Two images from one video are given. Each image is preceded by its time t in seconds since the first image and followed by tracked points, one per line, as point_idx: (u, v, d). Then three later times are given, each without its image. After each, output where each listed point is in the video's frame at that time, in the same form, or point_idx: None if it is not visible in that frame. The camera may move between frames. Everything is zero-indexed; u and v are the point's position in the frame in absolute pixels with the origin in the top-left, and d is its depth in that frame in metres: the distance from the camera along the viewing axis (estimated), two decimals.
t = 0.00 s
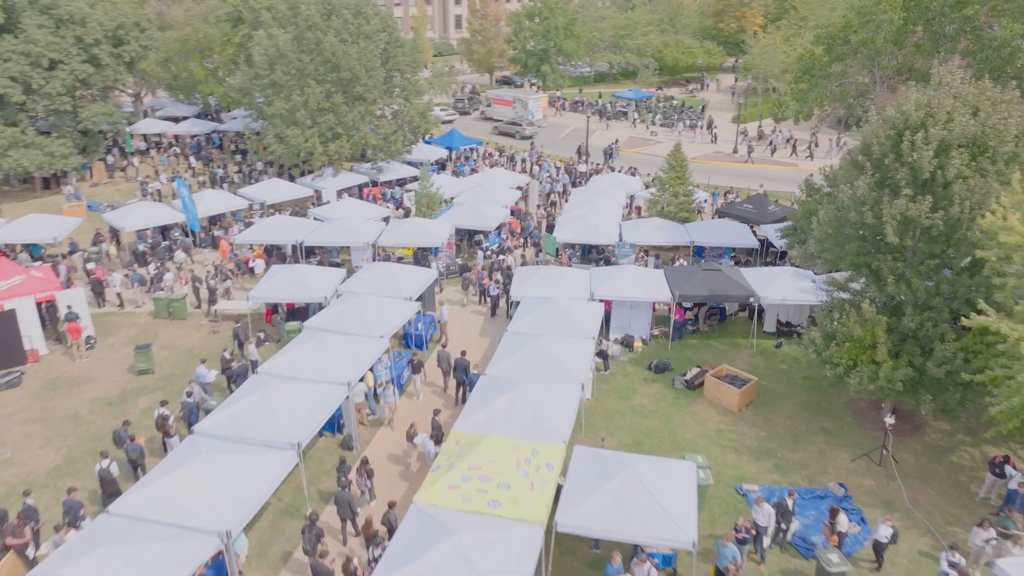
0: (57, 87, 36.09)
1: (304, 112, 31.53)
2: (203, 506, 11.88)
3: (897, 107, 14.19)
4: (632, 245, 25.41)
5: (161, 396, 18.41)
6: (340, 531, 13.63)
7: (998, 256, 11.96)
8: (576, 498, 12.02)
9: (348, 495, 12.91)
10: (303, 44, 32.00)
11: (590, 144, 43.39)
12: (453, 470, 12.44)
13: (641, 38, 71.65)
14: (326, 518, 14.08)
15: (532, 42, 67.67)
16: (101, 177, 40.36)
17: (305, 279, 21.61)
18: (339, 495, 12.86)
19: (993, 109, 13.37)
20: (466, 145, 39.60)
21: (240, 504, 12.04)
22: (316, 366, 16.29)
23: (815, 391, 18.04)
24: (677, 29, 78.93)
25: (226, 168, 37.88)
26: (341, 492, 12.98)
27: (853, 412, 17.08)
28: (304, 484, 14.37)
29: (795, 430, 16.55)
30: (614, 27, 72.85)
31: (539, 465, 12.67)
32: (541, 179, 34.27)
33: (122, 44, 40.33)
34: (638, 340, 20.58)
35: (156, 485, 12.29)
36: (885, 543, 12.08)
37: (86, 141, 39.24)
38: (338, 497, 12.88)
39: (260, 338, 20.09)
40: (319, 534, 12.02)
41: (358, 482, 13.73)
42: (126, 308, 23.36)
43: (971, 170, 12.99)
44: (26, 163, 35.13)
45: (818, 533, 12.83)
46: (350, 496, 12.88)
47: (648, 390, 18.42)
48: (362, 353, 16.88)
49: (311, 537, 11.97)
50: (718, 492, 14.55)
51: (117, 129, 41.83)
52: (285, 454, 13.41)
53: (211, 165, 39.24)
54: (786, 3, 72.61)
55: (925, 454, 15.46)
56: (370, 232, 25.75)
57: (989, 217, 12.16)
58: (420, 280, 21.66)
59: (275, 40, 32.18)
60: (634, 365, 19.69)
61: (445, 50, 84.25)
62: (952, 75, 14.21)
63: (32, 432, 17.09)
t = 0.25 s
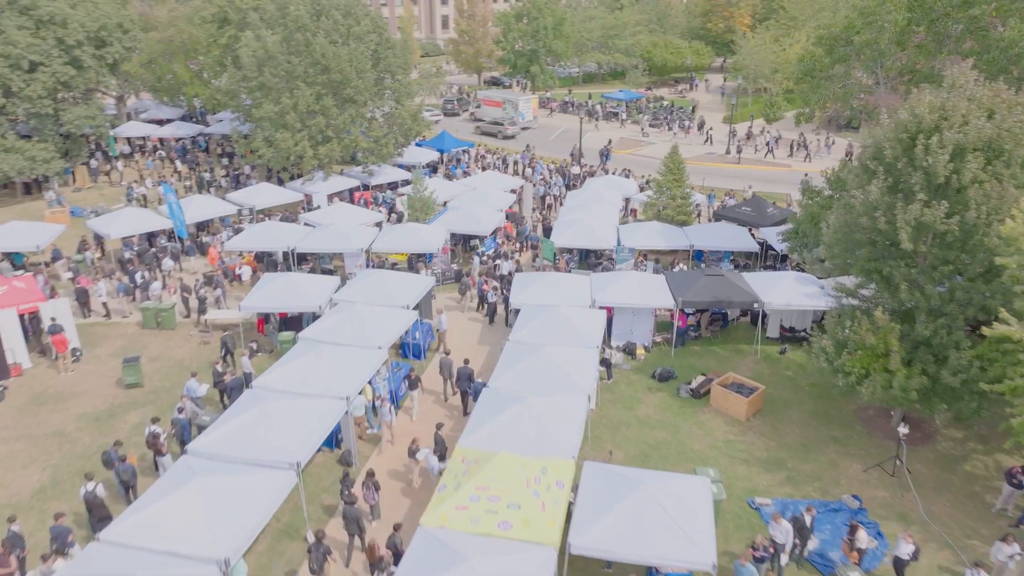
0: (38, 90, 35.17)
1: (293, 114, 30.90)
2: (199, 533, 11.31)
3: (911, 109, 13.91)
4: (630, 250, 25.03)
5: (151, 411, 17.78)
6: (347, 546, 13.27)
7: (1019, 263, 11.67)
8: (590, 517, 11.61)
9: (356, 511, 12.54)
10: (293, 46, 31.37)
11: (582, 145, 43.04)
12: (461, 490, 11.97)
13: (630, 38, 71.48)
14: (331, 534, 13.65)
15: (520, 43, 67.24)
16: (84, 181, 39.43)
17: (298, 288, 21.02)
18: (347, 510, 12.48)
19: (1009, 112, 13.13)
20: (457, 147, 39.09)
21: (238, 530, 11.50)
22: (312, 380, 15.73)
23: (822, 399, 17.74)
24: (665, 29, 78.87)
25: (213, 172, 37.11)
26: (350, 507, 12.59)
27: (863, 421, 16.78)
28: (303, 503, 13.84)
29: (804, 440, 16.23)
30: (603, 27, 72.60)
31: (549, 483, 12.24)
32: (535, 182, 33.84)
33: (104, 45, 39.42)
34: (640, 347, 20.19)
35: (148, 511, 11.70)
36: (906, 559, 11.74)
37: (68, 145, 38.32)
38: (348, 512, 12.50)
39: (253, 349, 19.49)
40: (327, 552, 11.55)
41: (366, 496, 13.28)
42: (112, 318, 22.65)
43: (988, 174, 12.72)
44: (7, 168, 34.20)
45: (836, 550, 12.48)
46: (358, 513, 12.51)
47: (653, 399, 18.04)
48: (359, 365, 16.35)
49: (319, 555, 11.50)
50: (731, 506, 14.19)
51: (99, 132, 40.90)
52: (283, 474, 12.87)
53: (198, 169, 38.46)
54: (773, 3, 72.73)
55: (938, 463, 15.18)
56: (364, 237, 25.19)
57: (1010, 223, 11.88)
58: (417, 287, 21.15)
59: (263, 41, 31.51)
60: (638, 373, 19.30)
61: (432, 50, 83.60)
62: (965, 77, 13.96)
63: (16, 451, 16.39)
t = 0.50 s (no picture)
0: (22, 92, 34.33)
1: (285, 118, 30.29)
2: (197, 562, 10.74)
3: (928, 112, 13.62)
4: (632, 254, 24.61)
5: (143, 427, 17.17)
6: (356, 564, 12.89)
7: None
8: (606, 539, 11.17)
9: (366, 525, 12.19)
10: (284, 47, 30.77)
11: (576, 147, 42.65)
12: (471, 511, 11.47)
13: (621, 39, 71.22)
14: (338, 552, 13.20)
15: (512, 44, 66.78)
16: (70, 185, 38.59)
17: (294, 297, 20.44)
18: (357, 524, 12.13)
19: None
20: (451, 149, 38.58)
21: (237, 559, 10.94)
22: (311, 395, 15.16)
23: (833, 408, 17.40)
24: (656, 29, 78.69)
25: (202, 176, 36.38)
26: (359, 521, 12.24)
27: (876, 431, 16.44)
28: (304, 524, 13.31)
29: (817, 451, 15.87)
30: (594, 28, 72.29)
31: (562, 503, 11.78)
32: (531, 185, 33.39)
33: (89, 47, 38.60)
34: (645, 355, 19.79)
35: (143, 538, 11.08)
36: None
37: (52, 149, 37.46)
38: (356, 527, 12.15)
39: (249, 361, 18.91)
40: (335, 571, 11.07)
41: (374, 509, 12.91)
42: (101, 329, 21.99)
43: (1009, 179, 12.41)
44: None
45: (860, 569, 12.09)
46: (368, 526, 12.14)
47: (661, 409, 17.63)
48: (360, 378, 15.81)
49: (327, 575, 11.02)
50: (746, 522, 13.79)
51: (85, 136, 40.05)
52: (284, 496, 12.32)
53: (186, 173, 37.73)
54: (764, 4, 72.67)
55: (955, 474, 14.87)
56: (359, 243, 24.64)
57: None
58: (416, 295, 20.64)
59: (253, 43, 30.89)
60: (644, 382, 18.89)
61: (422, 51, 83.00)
62: (982, 80, 13.71)
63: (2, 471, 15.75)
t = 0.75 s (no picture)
0: (5, 95, 33.53)
1: (277, 121, 29.67)
2: None
3: (947, 115, 13.30)
4: (634, 259, 24.18)
5: (135, 443, 16.58)
6: None
7: None
8: (624, 562, 10.72)
9: (375, 541, 11.82)
10: (276, 49, 30.15)
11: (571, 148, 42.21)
12: (483, 536, 10.96)
13: (613, 39, 70.90)
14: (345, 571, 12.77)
15: (503, 44, 66.32)
16: (55, 190, 37.78)
17: (289, 306, 19.86)
18: (366, 541, 11.77)
19: None
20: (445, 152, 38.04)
21: None
22: (311, 411, 14.60)
23: (845, 417, 17.05)
24: (647, 29, 78.42)
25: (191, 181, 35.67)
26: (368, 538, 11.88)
27: (889, 441, 16.09)
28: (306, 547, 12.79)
29: (831, 463, 15.51)
30: (585, 28, 71.94)
31: (578, 524, 11.32)
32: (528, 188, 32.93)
33: (74, 49, 37.79)
34: (650, 364, 19.38)
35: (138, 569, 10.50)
36: None
37: (37, 153, 36.66)
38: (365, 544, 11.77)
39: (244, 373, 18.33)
40: None
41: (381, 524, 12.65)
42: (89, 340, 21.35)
43: None
44: None
45: None
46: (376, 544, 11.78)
47: (669, 420, 17.21)
48: (361, 392, 15.28)
49: None
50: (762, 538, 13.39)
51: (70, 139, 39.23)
52: (287, 520, 11.77)
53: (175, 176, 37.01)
54: (755, 3, 72.55)
55: (972, 486, 14.54)
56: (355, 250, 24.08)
57: None
58: (416, 304, 20.12)
59: (244, 44, 30.25)
60: (650, 392, 18.47)
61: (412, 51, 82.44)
62: (1001, 82, 13.43)
63: None
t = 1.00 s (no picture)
0: None
1: (267, 124, 29.04)
2: None
3: (963, 119, 13.08)
4: (635, 264, 23.77)
5: (125, 462, 15.96)
6: None
7: None
8: None
9: (384, 557, 11.29)
10: (266, 51, 29.55)
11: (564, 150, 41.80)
12: (495, 562, 10.47)
13: (603, 39, 70.59)
14: None
15: (494, 45, 65.81)
16: (38, 195, 36.88)
17: (283, 316, 19.26)
18: (374, 558, 11.24)
19: None
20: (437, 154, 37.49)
21: None
22: (310, 428, 14.05)
23: (855, 426, 16.70)
24: (637, 29, 78.18)
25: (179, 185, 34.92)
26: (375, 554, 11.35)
27: (903, 451, 15.75)
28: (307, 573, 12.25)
29: (844, 474, 15.15)
30: (575, 28, 71.58)
31: (593, 547, 10.86)
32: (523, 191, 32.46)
33: (57, 51, 36.91)
34: (655, 372, 18.96)
35: None
36: None
37: (19, 157, 35.75)
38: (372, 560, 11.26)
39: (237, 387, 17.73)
40: None
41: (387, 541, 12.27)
42: (75, 353, 20.65)
43: None
44: None
45: None
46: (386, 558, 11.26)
47: (677, 431, 16.80)
48: (361, 406, 14.75)
49: None
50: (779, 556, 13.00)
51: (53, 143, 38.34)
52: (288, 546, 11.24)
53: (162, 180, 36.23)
54: (744, 4, 72.49)
55: (989, 497, 14.23)
56: (348, 257, 23.49)
57: None
58: (414, 312, 19.60)
59: (232, 46, 29.60)
60: (656, 402, 18.05)
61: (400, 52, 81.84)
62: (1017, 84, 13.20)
63: None
